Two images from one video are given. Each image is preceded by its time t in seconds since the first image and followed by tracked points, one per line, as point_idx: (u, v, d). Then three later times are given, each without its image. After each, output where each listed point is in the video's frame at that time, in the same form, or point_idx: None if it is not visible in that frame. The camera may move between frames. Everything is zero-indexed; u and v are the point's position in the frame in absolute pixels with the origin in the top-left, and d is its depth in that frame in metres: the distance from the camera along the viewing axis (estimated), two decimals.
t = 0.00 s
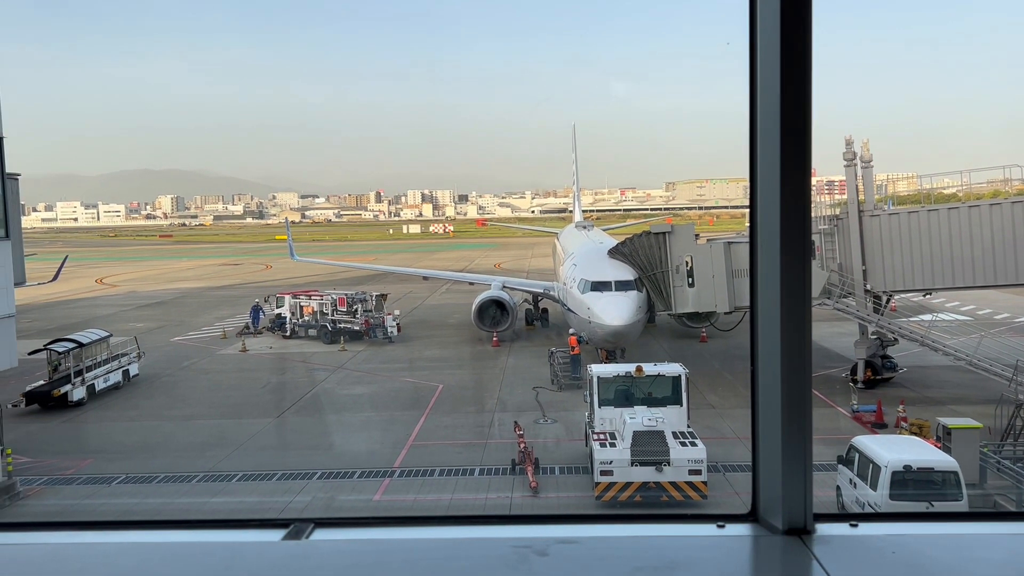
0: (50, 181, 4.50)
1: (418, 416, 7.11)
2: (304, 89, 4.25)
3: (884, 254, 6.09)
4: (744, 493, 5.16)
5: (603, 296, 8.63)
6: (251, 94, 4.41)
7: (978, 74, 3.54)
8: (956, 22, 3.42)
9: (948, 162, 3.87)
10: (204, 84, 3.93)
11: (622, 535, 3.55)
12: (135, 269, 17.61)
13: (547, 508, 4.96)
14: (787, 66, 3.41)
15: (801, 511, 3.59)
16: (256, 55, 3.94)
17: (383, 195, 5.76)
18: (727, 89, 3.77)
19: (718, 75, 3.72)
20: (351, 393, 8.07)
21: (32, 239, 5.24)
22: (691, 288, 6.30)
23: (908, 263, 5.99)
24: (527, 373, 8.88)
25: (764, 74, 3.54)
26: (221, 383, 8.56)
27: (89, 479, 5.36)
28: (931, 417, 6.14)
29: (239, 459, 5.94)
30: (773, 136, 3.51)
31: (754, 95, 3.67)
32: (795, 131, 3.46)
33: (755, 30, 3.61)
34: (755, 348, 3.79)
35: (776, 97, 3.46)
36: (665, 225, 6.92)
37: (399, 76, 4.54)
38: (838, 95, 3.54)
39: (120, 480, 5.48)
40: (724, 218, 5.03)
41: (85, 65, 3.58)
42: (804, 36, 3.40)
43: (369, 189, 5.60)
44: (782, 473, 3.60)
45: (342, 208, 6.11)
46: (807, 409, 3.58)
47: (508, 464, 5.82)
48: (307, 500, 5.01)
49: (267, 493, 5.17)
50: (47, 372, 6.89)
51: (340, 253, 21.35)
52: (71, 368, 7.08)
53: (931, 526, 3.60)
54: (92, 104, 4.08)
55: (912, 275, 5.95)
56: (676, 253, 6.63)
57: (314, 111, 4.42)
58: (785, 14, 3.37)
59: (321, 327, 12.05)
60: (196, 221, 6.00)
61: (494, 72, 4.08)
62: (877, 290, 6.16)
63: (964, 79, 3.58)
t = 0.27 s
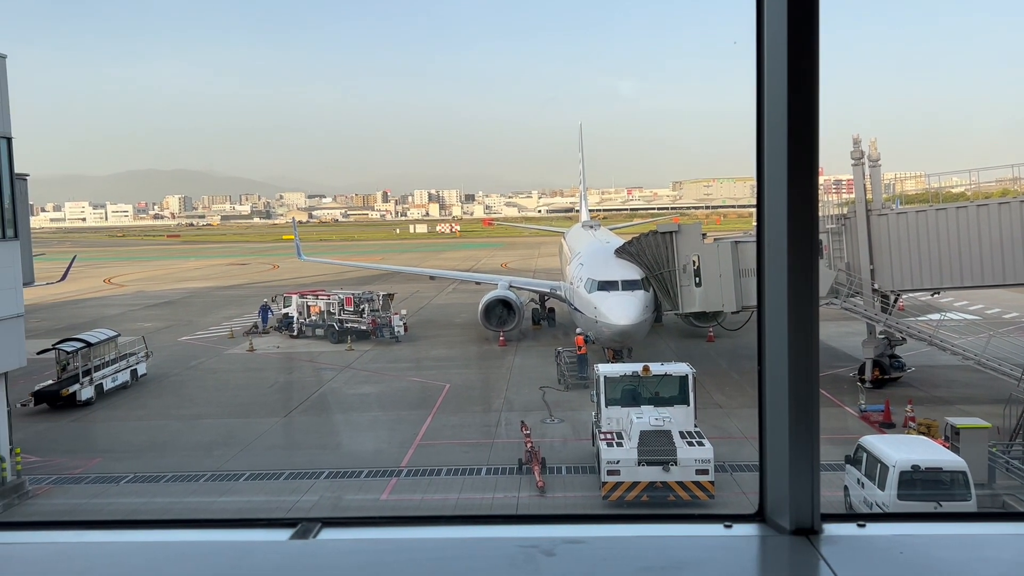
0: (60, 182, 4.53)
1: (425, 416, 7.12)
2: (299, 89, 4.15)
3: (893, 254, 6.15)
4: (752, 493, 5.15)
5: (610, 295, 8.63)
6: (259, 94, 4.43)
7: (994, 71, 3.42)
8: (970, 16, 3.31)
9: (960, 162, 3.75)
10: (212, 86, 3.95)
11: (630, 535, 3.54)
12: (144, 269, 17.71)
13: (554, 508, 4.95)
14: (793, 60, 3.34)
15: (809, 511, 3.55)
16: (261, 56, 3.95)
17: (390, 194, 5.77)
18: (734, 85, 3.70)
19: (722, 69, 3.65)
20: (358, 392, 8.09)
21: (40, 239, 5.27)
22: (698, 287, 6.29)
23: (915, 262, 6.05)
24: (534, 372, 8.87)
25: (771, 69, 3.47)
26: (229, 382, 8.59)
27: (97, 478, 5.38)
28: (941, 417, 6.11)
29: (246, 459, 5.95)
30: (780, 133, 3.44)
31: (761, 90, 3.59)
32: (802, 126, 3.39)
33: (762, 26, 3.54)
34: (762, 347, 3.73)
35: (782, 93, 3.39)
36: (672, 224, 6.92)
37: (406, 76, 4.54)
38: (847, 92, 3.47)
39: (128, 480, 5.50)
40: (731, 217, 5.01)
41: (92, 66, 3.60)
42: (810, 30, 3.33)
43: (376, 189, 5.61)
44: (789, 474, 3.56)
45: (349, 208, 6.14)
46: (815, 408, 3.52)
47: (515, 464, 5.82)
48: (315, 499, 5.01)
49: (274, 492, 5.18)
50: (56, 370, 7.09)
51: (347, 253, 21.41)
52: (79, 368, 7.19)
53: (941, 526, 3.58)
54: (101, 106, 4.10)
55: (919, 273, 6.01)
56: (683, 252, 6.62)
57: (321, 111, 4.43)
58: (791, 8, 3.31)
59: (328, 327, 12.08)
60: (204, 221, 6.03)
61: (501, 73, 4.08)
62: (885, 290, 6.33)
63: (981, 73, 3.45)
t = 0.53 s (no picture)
0: (72, 182, 4.56)
1: (433, 415, 7.13)
2: (301, 94, 4.10)
3: (901, 253, 6.07)
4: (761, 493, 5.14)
5: (617, 295, 8.62)
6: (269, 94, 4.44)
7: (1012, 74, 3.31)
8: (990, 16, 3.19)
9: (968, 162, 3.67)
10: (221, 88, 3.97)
11: (639, 536, 3.53)
12: (152, 269, 17.80)
13: (562, 508, 4.94)
14: (801, 60, 3.31)
15: (817, 512, 3.52)
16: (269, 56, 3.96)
17: (399, 194, 5.79)
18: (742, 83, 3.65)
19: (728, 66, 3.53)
20: (366, 391, 8.10)
21: (49, 239, 5.31)
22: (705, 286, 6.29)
23: (925, 261, 5.94)
24: (541, 372, 8.87)
25: (779, 67, 3.43)
26: (238, 381, 8.62)
27: (106, 478, 5.40)
28: (950, 416, 6.08)
29: (254, 458, 5.96)
30: (789, 133, 3.40)
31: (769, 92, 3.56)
32: (810, 128, 3.37)
33: (770, 23, 3.50)
34: (770, 346, 3.70)
35: (791, 91, 3.36)
36: (679, 224, 6.91)
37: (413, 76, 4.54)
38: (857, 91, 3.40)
39: (137, 479, 5.53)
40: (739, 216, 4.98)
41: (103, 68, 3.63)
42: (820, 29, 3.30)
43: (384, 189, 5.63)
44: (798, 474, 3.53)
45: (357, 208, 6.17)
46: (823, 410, 3.49)
47: (523, 463, 5.82)
48: (323, 499, 5.02)
49: (282, 491, 5.18)
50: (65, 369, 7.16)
51: (354, 253, 21.46)
52: (89, 367, 7.22)
53: (951, 526, 3.55)
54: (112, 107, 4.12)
55: (929, 272, 5.89)
56: (690, 252, 6.61)
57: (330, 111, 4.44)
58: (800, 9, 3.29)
59: (336, 326, 12.10)
60: (212, 221, 6.05)
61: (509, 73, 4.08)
62: (894, 290, 6.15)
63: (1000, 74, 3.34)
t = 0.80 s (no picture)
0: (79, 182, 4.57)
1: (438, 415, 7.14)
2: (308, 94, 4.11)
3: (908, 253, 6.08)
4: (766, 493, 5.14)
5: (623, 295, 8.62)
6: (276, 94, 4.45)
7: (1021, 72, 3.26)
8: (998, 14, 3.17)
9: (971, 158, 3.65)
10: (227, 88, 3.98)
11: (645, 536, 3.52)
12: (158, 268, 17.86)
13: (567, 508, 4.93)
14: (807, 60, 3.29)
15: (823, 512, 3.51)
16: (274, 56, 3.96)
17: (404, 194, 5.79)
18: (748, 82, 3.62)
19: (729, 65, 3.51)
20: (372, 391, 8.11)
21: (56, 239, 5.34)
22: (711, 286, 6.29)
23: (931, 261, 5.94)
24: (546, 372, 8.88)
25: (785, 65, 3.41)
26: (244, 381, 8.64)
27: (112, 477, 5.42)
28: (956, 417, 6.07)
29: (259, 458, 5.97)
30: (795, 134, 3.38)
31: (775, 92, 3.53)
32: (817, 128, 3.35)
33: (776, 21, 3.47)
34: (775, 346, 3.68)
35: (798, 89, 3.34)
36: (685, 223, 6.90)
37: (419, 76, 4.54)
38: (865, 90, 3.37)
39: (143, 478, 5.54)
40: (745, 216, 4.97)
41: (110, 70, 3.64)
42: (826, 29, 3.28)
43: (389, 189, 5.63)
44: (804, 474, 3.52)
45: (362, 208, 6.19)
46: (830, 410, 3.47)
47: (528, 463, 5.82)
48: (329, 499, 5.02)
49: (288, 491, 5.19)
50: (72, 368, 7.21)
51: (359, 253, 21.49)
52: (95, 367, 7.25)
53: (959, 527, 3.53)
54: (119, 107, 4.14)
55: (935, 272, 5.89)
56: (696, 252, 6.60)
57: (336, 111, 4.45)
58: (806, 8, 3.26)
59: (341, 326, 12.12)
60: (218, 221, 6.07)
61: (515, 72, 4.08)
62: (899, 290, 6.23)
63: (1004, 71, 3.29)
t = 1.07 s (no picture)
0: (86, 182, 4.58)
1: (444, 415, 7.14)
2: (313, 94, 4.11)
3: (914, 253, 6.08)
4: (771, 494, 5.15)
5: (628, 295, 8.61)
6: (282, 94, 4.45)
7: None
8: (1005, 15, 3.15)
9: (983, 158, 3.62)
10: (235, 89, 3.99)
11: (651, 536, 3.52)
12: (164, 268, 17.88)
13: (573, 508, 4.94)
14: (814, 61, 3.28)
15: (830, 513, 3.50)
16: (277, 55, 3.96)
17: (409, 194, 5.80)
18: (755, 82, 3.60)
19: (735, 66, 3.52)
20: (377, 390, 8.12)
21: (63, 239, 5.35)
22: (716, 286, 6.29)
23: (936, 261, 5.91)
24: (551, 372, 8.88)
25: (791, 67, 3.39)
26: (250, 380, 8.65)
27: (118, 476, 5.43)
28: (962, 418, 6.06)
29: (265, 457, 5.97)
30: (801, 135, 3.37)
31: (781, 93, 3.52)
32: (823, 129, 3.34)
33: (783, 21, 3.45)
34: (781, 346, 3.67)
35: (804, 91, 3.32)
36: (691, 223, 6.90)
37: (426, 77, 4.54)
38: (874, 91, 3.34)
39: (149, 477, 5.56)
40: (751, 216, 4.96)
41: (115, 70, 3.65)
42: (833, 29, 3.27)
43: (395, 189, 5.64)
44: (810, 475, 3.51)
45: (367, 209, 6.22)
46: (836, 411, 3.47)
47: (533, 463, 5.81)
48: (334, 498, 5.03)
49: (293, 490, 5.19)
50: (78, 368, 7.25)
51: (364, 253, 21.51)
52: (101, 366, 7.27)
53: (966, 527, 3.51)
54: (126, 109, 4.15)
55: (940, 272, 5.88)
56: (701, 252, 6.60)
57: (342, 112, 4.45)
58: (813, 9, 3.25)
59: (347, 326, 12.13)
60: (224, 221, 6.09)
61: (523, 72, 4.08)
62: (905, 290, 6.22)
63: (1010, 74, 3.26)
